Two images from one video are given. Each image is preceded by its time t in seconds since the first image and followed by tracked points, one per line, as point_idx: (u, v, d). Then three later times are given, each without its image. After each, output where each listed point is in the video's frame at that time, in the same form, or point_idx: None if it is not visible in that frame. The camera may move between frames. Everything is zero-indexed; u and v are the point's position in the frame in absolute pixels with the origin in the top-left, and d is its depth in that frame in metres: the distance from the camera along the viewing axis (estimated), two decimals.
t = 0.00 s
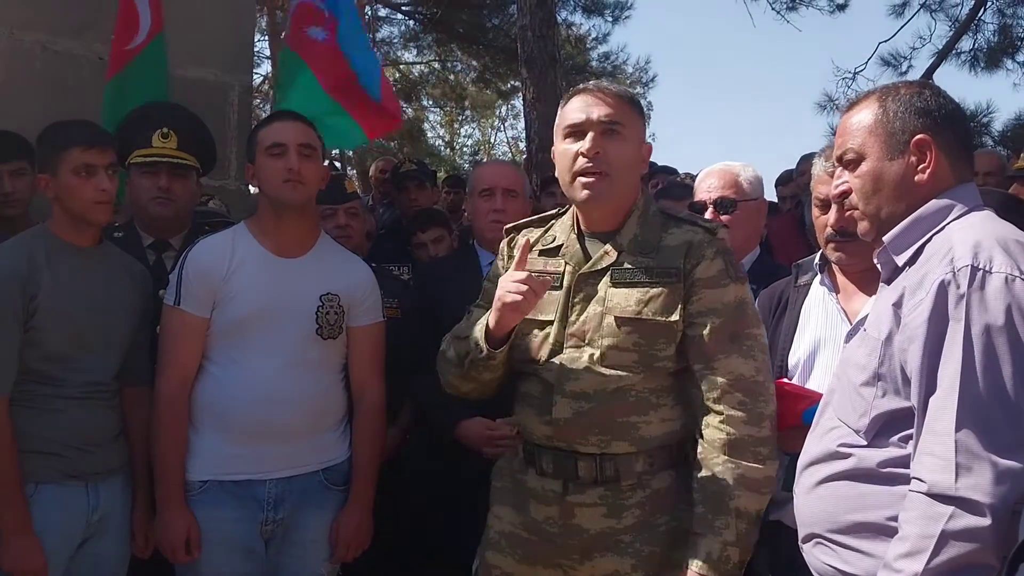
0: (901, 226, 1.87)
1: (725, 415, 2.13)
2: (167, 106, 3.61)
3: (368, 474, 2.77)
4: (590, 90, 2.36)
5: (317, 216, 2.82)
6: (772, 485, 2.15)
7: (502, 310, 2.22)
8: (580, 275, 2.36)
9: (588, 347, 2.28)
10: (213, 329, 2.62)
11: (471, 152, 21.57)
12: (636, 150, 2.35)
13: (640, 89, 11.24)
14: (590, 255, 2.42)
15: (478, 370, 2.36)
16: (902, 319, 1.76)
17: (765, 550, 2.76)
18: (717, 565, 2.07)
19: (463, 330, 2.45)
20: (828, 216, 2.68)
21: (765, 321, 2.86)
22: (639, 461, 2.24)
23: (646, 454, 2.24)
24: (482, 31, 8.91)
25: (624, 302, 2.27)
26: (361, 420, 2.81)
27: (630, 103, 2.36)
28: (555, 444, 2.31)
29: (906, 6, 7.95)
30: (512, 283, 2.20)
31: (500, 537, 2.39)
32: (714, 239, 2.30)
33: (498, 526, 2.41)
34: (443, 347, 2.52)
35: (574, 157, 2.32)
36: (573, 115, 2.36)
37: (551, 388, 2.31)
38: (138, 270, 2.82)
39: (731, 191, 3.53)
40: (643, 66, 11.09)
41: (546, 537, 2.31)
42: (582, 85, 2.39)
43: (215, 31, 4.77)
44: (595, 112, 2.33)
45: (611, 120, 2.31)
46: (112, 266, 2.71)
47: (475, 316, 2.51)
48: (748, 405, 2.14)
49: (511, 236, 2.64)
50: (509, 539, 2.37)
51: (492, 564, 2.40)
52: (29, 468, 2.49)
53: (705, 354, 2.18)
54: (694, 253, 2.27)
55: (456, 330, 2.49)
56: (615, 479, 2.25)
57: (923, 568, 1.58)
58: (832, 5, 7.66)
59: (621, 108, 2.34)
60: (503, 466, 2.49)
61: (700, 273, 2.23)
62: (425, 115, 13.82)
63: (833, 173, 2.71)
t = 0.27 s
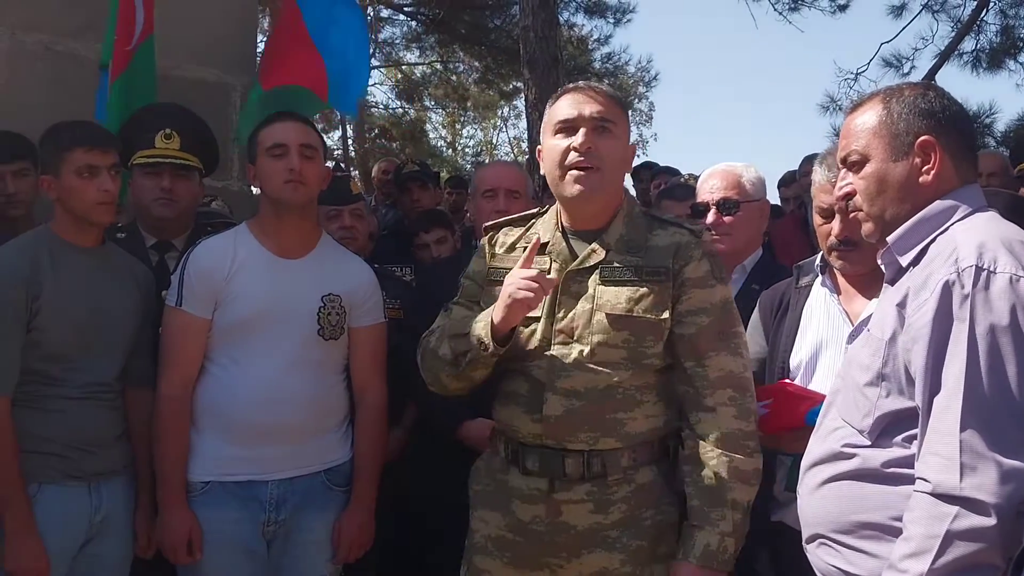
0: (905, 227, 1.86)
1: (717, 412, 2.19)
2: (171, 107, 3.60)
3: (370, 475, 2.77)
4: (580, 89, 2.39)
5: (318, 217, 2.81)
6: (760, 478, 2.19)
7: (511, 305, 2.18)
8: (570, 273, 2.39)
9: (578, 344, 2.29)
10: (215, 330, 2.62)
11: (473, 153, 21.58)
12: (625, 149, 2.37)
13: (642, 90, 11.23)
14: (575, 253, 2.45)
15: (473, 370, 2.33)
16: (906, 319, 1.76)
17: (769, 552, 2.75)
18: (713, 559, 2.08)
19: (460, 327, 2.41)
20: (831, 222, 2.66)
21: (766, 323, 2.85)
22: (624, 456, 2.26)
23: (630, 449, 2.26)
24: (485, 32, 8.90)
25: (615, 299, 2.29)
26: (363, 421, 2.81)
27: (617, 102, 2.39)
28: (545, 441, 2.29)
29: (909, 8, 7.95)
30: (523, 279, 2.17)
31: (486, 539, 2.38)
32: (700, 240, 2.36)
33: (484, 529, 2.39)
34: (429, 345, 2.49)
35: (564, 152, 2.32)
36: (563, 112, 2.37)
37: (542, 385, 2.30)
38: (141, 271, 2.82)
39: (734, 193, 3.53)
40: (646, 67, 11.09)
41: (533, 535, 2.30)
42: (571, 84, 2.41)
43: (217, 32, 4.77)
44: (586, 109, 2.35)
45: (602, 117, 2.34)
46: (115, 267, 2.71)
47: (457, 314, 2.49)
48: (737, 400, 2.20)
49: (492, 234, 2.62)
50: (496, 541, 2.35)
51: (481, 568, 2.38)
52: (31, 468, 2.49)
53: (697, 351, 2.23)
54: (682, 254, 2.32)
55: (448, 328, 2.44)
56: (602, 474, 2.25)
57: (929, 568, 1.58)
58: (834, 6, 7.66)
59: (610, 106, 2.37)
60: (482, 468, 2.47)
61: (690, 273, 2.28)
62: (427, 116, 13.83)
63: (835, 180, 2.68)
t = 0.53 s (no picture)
0: (907, 227, 1.86)
1: (685, 406, 2.24)
2: (173, 108, 3.60)
3: (371, 475, 2.77)
4: (553, 93, 2.38)
5: (320, 219, 2.81)
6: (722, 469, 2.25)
7: (511, 305, 2.16)
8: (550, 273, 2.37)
9: (561, 341, 2.29)
10: (216, 330, 2.63)
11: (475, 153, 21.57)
12: (599, 152, 2.38)
13: (645, 91, 11.23)
14: (552, 254, 2.44)
15: (467, 373, 2.29)
16: (909, 319, 1.76)
17: (771, 553, 2.74)
18: (672, 545, 2.16)
19: (452, 333, 2.34)
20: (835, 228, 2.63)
21: (769, 324, 2.85)
22: (610, 452, 2.28)
23: (615, 445, 2.29)
24: (487, 32, 8.90)
25: (595, 298, 2.30)
26: (365, 421, 2.81)
27: (590, 106, 2.39)
28: (534, 439, 2.28)
29: (911, 7, 7.93)
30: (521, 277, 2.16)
31: (471, 538, 2.36)
32: (672, 238, 2.41)
33: (469, 529, 2.36)
34: (415, 348, 2.42)
35: (542, 156, 2.31)
36: (537, 116, 2.36)
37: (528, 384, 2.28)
38: (143, 271, 2.82)
39: (737, 193, 3.53)
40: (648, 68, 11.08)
41: (520, 533, 2.28)
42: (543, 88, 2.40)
43: (219, 33, 4.77)
44: (562, 114, 2.34)
45: (578, 122, 2.33)
46: (117, 267, 2.72)
47: (435, 317, 2.48)
48: (704, 394, 2.26)
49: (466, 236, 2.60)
50: (482, 540, 2.33)
51: (468, 569, 2.36)
52: (33, 468, 2.49)
53: (668, 346, 2.27)
54: (657, 251, 2.37)
55: (439, 333, 2.37)
56: (589, 470, 2.27)
57: (931, 568, 1.58)
58: (836, 6, 7.64)
59: (584, 111, 2.36)
60: (466, 468, 2.45)
61: (665, 270, 2.33)
62: (430, 116, 13.83)
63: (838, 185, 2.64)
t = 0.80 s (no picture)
0: (910, 227, 1.86)
1: (680, 400, 2.24)
2: (175, 107, 3.61)
3: (373, 474, 2.77)
4: (540, 106, 2.32)
5: (322, 218, 2.82)
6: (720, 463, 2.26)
7: (516, 335, 2.17)
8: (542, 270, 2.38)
9: (554, 337, 2.29)
10: (218, 330, 2.63)
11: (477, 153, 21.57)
12: (588, 164, 2.37)
13: (647, 90, 11.22)
14: (544, 251, 2.43)
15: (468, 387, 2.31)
16: (912, 319, 1.76)
17: (773, 553, 2.74)
18: (675, 539, 2.15)
19: (452, 349, 2.32)
20: (837, 228, 2.62)
21: (771, 322, 2.85)
22: (606, 448, 2.29)
23: (611, 441, 2.29)
24: (488, 31, 8.89)
25: (587, 294, 2.30)
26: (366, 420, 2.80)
27: (578, 115, 2.34)
28: (529, 436, 2.28)
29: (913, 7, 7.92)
30: (526, 305, 2.17)
31: (468, 536, 2.36)
32: (663, 234, 2.41)
33: (466, 527, 2.36)
34: (413, 357, 2.43)
35: (530, 178, 2.32)
36: (525, 132, 2.32)
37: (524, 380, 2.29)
38: (145, 270, 2.82)
39: (739, 193, 3.57)
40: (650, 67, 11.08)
41: (518, 530, 2.28)
42: (530, 98, 2.34)
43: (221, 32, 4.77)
44: (549, 132, 2.30)
45: (566, 140, 2.30)
46: (119, 267, 2.72)
47: (429, 320, 2.50)
48: (699, 388, 2.27)
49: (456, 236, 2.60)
50: (478, 538, 2.33)
51: (466, 566, 2.36)
52: (35, 468, 2.49)
53: (663, 341, 2.27)
54: (647, 247, 2.37)
55: (439, 347, 2.36)
56: (585, 467, 2.27)
57: (933, 568, 1.57)
58: (839, 6, 7.62)
59: (571, 124, 2.32)
60: (461, 466, 2.44)
61: (656, 265, 2.33)
62: (431, 116, 13.83)
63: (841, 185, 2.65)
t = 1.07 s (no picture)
0: (912, 225, 1.85)
1: (689, 397, 2.23)
2: (176, 106, 3.61)
3: (376, 473, 2.77)
4: (548, 106, 2.33)
5: (324, 216, 2.82)
6: (730, 463, 2.24)
7: (522, 339, 2.19)
8: (550, 267, 2.38)
9: (561, 335, 2.29)
10: (220, 329, 2.63)
11: (479, 152, 21.57)
12: (595, 164, 2.37)
13: (649, 89, 11.20)
14: (553, 249, 2.43)
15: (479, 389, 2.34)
16: (914, 318, 1.75)
17: (776, 552, 2.74)
18: (683, 537, 2.14)
19: (461, 352, 2.34)
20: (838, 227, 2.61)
21: (773, 320, 2.85)
22: (614, 448, 2.28)
23: (620, 440, 2.28)
24: (490, 30, 8.89)
25: (595, 291, 2.31)
26: (368, 419, 2.81)
27: (587, 116, 2.35)
28: (535, 433, 2.28)
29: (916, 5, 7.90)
30: (531, 308, 2.19)
31: (476, 535, 2.37)
32: (672, 230, 2.40)
33: (474, 526, 2.38)
34: (425, 359, 2.46)
35: (538, 179, 2.33)
36: (534, 133, 2.33)
37: (530, 376, 2.30)
38: (148, 269, 2.82)
39: (741, 191, 3.54)
40: (652, 66, 11.07)
41: (524, 529, 2.28)
42: (539, 98, 2.35)
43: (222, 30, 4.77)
44: (557, 133, 2.31)
45: (574, 141, 2.31)
46: (122, 265, 2.72)
47: (441, 322, 2.53)
48: (709, 385, 2.25)
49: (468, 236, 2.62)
50: (486, 537, 2.34)
51: (475, 565, 2.37)
52: (37, 466, 2.50)
53: (670, 337, 2.27)
54: (655, 244, 2.36)
55: (449, 350, 2.39)
56: (592, 466, 2.27)
57: (935, 567, 1.57)
58: (841, 4, 7.61)
59: (580, 126, 2.33)
60: (470, 465, 2.45)
61: (664, 261, 2.32)
62: (433, 115, 13.82)
63: (842, 184, 2.64)
